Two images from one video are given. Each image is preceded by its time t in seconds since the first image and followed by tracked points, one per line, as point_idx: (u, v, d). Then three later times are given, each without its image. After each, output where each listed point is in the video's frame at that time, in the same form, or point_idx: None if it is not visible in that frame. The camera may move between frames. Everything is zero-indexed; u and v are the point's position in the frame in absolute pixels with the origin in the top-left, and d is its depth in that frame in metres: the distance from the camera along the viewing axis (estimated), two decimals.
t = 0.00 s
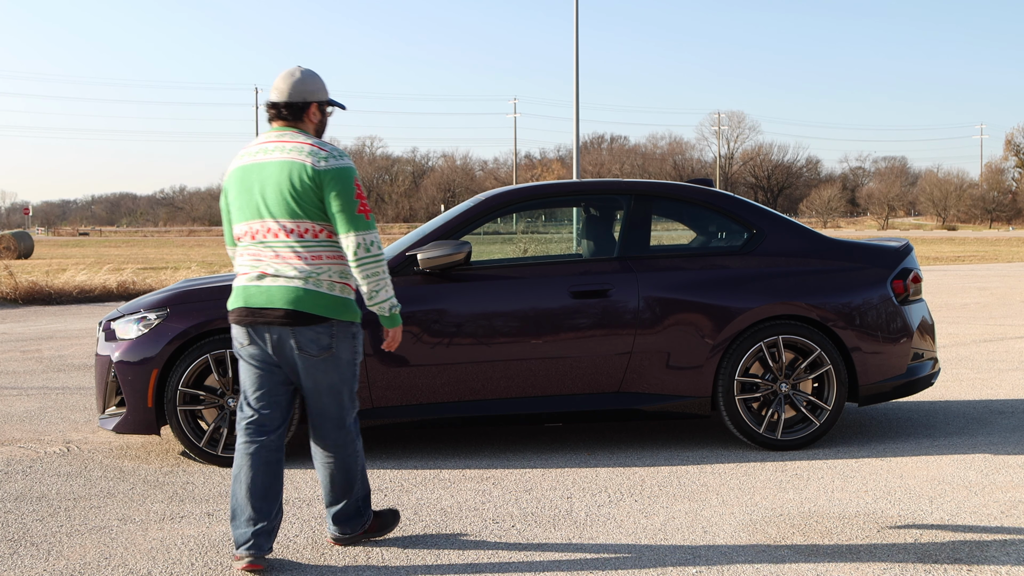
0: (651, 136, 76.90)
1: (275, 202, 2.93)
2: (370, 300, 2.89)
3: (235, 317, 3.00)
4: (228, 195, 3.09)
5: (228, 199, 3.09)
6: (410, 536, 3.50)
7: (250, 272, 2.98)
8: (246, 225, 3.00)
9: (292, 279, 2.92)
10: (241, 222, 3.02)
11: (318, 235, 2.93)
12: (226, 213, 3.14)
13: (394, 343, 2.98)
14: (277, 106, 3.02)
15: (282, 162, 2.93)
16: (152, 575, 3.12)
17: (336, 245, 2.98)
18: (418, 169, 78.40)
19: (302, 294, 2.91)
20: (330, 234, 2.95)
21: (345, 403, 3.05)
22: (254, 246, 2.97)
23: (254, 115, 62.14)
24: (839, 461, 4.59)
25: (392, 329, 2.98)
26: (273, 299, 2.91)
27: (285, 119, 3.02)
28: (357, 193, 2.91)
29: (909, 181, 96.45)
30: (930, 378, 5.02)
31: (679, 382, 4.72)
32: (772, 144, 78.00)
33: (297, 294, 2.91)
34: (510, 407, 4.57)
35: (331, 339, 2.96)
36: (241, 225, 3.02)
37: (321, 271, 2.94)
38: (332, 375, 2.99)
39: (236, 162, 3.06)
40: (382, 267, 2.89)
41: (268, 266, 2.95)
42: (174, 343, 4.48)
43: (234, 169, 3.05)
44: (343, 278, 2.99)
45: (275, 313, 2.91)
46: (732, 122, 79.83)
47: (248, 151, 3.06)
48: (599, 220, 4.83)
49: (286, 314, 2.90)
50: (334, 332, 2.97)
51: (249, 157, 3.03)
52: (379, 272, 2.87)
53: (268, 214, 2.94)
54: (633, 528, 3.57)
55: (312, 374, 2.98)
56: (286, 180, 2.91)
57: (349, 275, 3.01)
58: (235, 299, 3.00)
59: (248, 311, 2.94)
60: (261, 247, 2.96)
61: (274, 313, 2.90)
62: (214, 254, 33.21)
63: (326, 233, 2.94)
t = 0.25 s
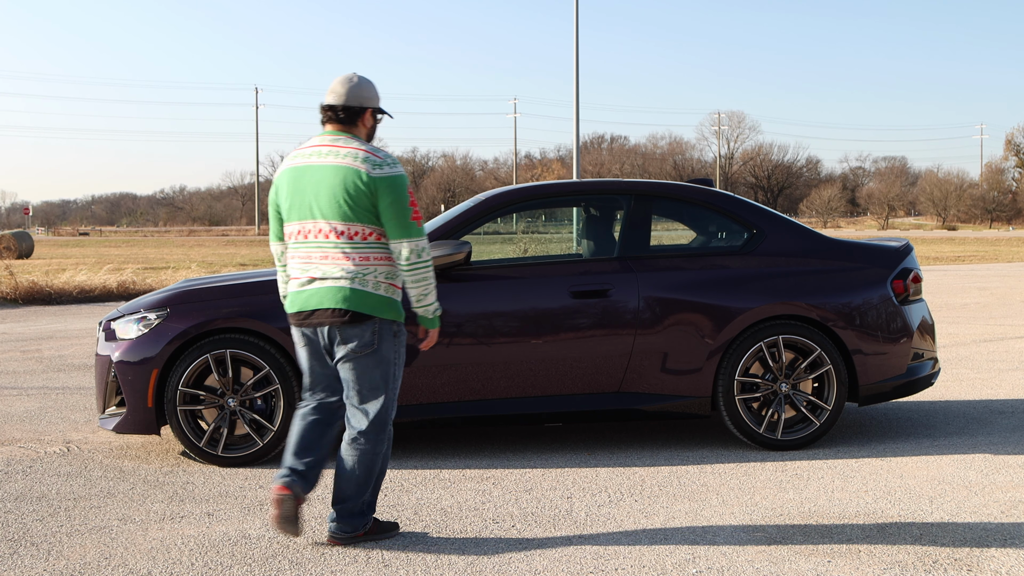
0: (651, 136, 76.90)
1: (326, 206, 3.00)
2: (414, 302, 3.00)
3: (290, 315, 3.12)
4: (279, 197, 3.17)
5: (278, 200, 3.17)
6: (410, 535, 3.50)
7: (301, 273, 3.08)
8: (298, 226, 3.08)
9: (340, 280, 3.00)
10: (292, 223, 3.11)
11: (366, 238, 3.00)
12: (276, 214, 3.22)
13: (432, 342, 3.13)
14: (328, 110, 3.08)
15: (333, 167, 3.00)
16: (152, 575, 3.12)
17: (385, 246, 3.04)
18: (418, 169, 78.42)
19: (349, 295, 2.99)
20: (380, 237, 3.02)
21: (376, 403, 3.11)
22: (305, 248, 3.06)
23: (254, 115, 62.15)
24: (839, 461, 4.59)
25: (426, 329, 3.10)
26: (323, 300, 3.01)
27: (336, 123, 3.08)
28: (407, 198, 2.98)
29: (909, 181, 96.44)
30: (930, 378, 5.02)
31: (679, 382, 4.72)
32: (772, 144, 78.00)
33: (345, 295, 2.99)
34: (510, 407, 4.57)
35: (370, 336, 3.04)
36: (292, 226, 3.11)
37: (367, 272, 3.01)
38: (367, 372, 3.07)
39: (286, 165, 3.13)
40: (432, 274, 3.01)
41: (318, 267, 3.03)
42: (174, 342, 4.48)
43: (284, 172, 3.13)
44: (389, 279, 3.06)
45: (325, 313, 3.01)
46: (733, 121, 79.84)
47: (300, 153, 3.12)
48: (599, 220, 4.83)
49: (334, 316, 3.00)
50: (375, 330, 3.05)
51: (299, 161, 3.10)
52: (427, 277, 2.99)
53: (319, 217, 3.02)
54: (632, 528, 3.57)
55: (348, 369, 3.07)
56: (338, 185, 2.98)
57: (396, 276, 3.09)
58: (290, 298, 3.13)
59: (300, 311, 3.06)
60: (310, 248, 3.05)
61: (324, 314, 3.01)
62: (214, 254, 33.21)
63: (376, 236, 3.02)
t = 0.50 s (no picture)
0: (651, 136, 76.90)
1: (366, 209, 3.15)
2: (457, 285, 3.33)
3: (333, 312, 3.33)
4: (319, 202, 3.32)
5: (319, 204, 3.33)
6: (410, 535, 3.50)
7: (340, 271, 3.25)
8: (339, 228, 3.23)
9: (373, 278, 3.14)
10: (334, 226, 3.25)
11: (401, 238, 3.14)
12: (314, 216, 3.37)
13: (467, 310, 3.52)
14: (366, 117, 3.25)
15: (373, 173, 3.14)
16: (152, 575, 3.12)
17: (419, 247, 3.18)
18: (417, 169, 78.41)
19: (379, 292, 3.13)
20: (415, 238, 3.17)
21: (391, 397, 3.20)
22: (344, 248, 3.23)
23: (254, 115, 62.15)
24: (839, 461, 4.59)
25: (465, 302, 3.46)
26: (355, 297, 3.17)
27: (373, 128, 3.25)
28: (443, 201, 3.14)
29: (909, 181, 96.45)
30: (930, 378, 5.02)
31: (679, 382, 4.73)
32: (772, 144, 78.00)
33: (376, 294, 3.13)
34: (510, 407, 4.57)
35: (388, 331, 3.15)
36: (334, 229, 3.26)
37: (397, 270, 3.14)
38: (386, 365, 3.18)
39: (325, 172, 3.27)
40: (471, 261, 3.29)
41: (353, 266, 3.19)
42: (174, 343, 4.48)
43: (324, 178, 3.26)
44: (422, 278, 3.19)
45: (358, 308, 3.16)
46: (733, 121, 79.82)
47: (339, 160, 3.26)
48: (599, 220, 4.83)
49: (364, 313, 3.15)
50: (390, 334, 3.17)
51: (339, 168, 3.24)
52: (470, 266, 3.29)
53: (359, 220, 3.16)
54: (632, 528, 3.57)
55: (371, 362, 3.20)
56: (377, 190, 3.12)
57: (430, 275, 3.22)
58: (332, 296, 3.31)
59: (337, 307, 3.24)
60: (349, 249, 3.20)
61: (356, 310, 3.17)
62: (214, 254, 33.20)
63: (412, 237, 3.16)
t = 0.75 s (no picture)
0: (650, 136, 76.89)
1: (410, 216, 3.19)
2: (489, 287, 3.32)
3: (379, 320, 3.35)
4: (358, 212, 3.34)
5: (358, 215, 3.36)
6: (410, 535, 3.50)
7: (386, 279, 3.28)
8: (383, 237, 3.26)
9: (422, 283, 3.17)
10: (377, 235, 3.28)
11: (447, 240, 3.19)
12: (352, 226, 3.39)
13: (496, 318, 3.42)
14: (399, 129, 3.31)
15: (414, 179, 3.19)
16: (152, 575, 3.12)
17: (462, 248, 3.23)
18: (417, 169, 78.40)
19: (430, 296, 3.16)
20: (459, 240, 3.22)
21: (467, 373, 3.28)
22: (389, 255, 3.25)
23: (254, 115, 62.15)
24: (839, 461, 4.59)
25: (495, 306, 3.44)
26: (406, 303, 3.19)
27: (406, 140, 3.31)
28: (484, 201, 3.22)
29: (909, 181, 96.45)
30: (930, 378, 5.03)
31: (679, 382, 4.73)
32: (772, 144, 77.99)
33: (431, 299, 3.17)
34: (510, 407, 4.57)
35: (450, 336, 3.20)
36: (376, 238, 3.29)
37: (446, 273, 3.18)
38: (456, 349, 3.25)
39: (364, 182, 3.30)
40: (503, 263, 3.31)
41: (401, 272, 3.21)
42: (174, 343, 4.48)
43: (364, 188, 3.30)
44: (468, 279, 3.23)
45: (409, 313, 3.19)
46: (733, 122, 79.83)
47: (376, 170, 3.31)
48: (599, 220, 4.83)
49: (420, 319, 3.18)
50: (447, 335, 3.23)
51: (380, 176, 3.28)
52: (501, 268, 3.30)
53: (404, 226, 3.20)
54: (633, 528, 3.57)
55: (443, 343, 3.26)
56: (420, 196, 3.17)
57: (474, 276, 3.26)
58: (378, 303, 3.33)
59: (385, 313, 3.26)
60: (394, 257, 3.23)
61: (410, 317, 3.20)
62: (214, 254, 33.20)
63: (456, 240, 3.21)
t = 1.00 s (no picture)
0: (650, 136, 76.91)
1: (464, 208, 3.46)
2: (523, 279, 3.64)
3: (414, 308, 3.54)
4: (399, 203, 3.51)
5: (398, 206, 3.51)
6: (410, 535, 3.50)
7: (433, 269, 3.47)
8: (429, 227, 3.46)
9: (478, 271, 3.46)
10: (421, 225, 3.47)
11: (497, 232, 3.51)
12: (388, 217, 3.52)
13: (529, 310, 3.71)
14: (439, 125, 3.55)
15: (469, 173, 3.47)
16: (152, 575, 3.12)
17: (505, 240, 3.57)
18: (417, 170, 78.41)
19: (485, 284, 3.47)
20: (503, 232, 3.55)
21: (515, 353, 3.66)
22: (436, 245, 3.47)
23: (254, 115, 62.14)
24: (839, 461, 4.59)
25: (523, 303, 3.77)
26: (458, 291, 3.45)
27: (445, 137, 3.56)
28: (528, 197, 3.59)
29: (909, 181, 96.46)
30: (930, 378, 5.03)
31: (679, 382, 4.73)
32: (772, 144, 78.00)
33: (486, 287, 3.47)
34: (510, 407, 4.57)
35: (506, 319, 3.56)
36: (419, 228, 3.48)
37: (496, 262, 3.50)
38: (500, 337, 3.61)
39: (412, 173, 3.48)
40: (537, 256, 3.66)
41: (452, 262, 3.45)
42: (174, 343, 4.49)
43: (411, 178, 3.47)
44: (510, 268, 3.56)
45: (465, 301, 3.46)
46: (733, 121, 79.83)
47: (421, 164, 3.51)
48: (599, 220, 4.82)
49: (478, 306, 3.47)
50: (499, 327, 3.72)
51: (428, 169, 3.48)
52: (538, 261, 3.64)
53: (458, 217, 3.45)
54: (633, 528, 3.57)
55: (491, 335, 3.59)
56: (476, 188, 3.46)
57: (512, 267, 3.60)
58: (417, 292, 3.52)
59: (437, 301, 3.46)
60: (445, 246, 3.45)
61: (464, 305, 3.46)
62: (214, 254, 33.21)
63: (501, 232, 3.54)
